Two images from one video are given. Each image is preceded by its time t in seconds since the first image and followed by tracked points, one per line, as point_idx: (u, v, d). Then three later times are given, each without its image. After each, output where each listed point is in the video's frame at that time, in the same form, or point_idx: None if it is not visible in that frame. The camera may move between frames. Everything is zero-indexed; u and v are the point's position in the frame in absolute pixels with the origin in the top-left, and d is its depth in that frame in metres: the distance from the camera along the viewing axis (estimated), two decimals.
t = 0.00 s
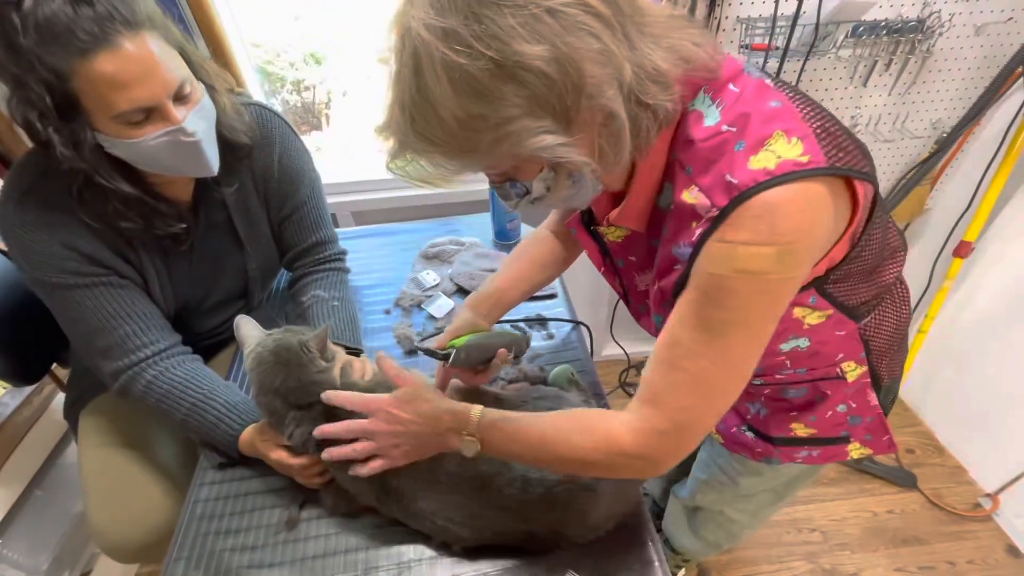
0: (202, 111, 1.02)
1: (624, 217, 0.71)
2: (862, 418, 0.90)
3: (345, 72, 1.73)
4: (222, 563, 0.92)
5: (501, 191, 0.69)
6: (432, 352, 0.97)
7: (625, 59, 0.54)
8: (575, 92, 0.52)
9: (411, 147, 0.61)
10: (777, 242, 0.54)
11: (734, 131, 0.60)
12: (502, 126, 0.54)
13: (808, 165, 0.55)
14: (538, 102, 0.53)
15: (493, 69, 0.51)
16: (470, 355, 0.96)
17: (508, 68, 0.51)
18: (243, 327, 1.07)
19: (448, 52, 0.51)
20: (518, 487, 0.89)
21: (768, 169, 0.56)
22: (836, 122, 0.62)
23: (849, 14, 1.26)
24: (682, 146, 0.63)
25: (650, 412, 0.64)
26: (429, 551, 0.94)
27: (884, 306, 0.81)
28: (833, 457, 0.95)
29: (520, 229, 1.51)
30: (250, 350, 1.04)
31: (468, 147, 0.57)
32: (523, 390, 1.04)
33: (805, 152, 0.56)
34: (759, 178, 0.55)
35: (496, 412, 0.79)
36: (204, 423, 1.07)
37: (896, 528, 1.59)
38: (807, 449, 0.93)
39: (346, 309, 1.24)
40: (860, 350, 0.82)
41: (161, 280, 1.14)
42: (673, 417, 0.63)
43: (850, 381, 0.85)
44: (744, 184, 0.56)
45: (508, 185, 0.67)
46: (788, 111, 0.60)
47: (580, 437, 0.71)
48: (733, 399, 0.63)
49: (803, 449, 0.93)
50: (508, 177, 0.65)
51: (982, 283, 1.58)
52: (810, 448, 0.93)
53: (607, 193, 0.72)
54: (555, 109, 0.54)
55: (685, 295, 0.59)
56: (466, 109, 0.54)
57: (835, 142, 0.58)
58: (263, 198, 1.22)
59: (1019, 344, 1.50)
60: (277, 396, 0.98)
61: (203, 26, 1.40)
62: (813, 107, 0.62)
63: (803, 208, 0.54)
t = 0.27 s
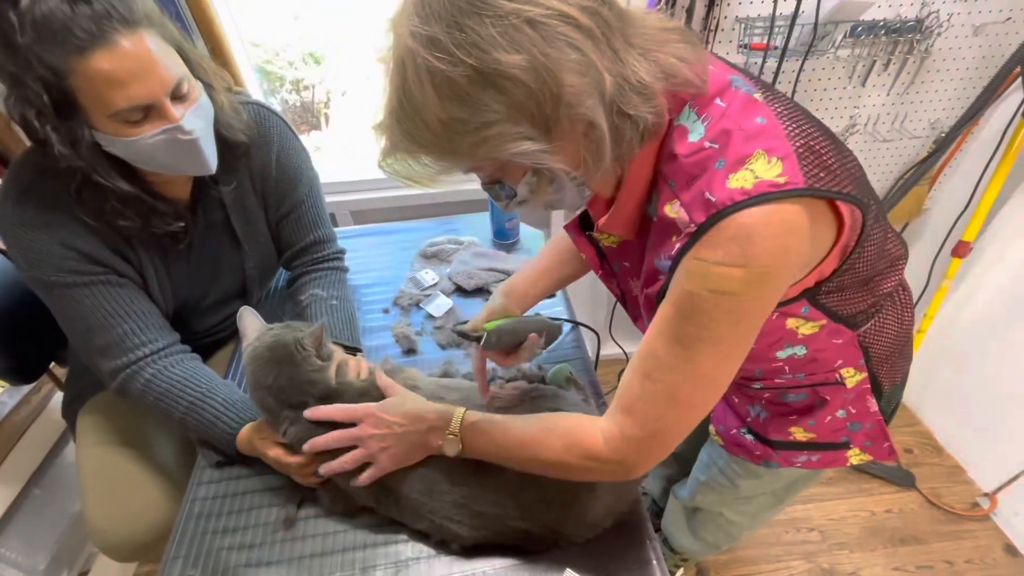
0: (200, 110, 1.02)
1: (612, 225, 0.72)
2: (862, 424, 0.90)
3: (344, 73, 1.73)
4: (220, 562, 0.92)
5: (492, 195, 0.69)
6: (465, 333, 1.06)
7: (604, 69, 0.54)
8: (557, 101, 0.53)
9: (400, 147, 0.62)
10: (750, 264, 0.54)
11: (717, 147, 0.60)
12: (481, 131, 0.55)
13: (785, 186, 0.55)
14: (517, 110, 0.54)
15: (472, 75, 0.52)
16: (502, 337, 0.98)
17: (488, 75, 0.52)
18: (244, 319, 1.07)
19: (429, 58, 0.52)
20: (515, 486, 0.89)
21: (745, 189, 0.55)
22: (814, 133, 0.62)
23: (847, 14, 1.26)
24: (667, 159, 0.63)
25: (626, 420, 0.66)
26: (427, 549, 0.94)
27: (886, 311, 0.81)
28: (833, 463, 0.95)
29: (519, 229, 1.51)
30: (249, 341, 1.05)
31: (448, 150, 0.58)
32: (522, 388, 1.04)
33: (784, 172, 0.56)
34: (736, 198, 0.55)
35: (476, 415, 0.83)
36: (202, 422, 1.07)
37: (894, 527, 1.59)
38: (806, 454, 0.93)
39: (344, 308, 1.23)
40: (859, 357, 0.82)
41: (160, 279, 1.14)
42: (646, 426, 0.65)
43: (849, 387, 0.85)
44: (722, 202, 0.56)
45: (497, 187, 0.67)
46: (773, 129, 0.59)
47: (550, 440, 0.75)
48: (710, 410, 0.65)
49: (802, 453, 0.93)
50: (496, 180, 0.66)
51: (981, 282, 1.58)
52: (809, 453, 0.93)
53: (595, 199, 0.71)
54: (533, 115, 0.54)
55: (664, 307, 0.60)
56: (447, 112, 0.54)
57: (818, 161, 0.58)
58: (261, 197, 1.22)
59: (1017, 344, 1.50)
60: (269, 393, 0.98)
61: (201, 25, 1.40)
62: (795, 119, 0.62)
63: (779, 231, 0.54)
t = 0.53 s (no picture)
0: (198, 105, 1.01)
1: (608, 224, 0.72)
2: (865, 430, 0.90)
3: (343, 71, 1.73)
4: (219, 560, 0.91)
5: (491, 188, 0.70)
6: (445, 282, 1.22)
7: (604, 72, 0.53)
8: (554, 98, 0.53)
9: (401, 137, 0.62)
10: (742, 275, 0.54)
11: (711, 149, 0.59)
12: (477, 125, 0.55)
13: (778, 188, 0.54)
14: (513, 108, 0.54)
15: (470, 71, 0.52)
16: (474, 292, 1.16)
17: (485, 71, 0.52)
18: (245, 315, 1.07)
19: (430, 52, 0.52)
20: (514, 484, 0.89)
21: (738, 191, 0.55)
22: (809, 134, 0.61)
23: (846, 11, 1.26)
24: (663, 161, 0.63)
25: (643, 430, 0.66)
26: (426, 547, 0.93)
27: (889, 318, 0.80)
28: (834, 468, 0.94)
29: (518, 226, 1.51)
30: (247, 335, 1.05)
31: (448, 142, 0.58)
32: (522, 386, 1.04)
33: (778, 175, 0.55)
34: (729, 200, 0.55)
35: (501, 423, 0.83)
36: (199, 419, 1.06)
37: (893, 525, 1.59)
38: (807, 459, 0.93)
39: (342, 306, 1.23)
40: (862, 362, 0.81)
41: (158, 277, 1.14)
42: (665, 437, 0.65)
43: (852, 392, 0.84)
44: (715, 204, 0.55)
45: (494, 182, 0.68)
46: (769, 131, 0.59)
47: (577, 450, 0.74)
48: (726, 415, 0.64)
49: (803, 458, 0.93)
50: (493, 175, 0.66)
51: (980, 280, 1.58)
52: (809, 457, 0.92)
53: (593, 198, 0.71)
54: (528, 114, 0.54)
55: (665, 318, 0.60)
56: (444, 105, 0.55)
57: (813, 164, 0.58)
58: (259, 193, 1.22)
59: (1016, 342, 1.50)
60: (264, 388, 0.98)
61: (199, 22, 1.40)
62: (791, 121, 0.61)
63: (770, 238, 0.53)
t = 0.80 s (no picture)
0: (197, 104, 1.02)
1: (610, 211, 0.73)
2: (863, 437, 0.90)
3: (341, 71, 1.73)
4: (218, 558, 0.92)
5: (488, 156, 0.70)
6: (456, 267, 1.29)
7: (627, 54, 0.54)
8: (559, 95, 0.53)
9: (410, 80, 0.60)
10: (744, 271, 0.54)
11: (716, 140, 0.60)
12: (492, 80, 0.54)
13: (781, 181, 0.55)
14: (532, 68, 0.54)
15: (499, 22, 0.51)
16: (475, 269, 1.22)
17: (512, 26, 0.51)
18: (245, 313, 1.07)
19: None
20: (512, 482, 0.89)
21: (741, 183, 0.55)
22: (818, 131, 0.61)
23: (843, 11, 1.27)
24: (669, 151, 0.64)
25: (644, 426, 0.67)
26: (424, 544, 0.94)
27: (892, 325, 0.81)
28: (830, 475, 0.95)
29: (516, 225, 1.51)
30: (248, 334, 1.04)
31: (459, 94, 0.57)
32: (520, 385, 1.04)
33: (781, 168, 0.56)
34: (731, 190, 0.55)
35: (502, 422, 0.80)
36: (198, 418, 1.07)
37: (889, 523, 1.60)
38: (804, 464, 0.94)
39: (341, 305, 1.23)
40: (863, 369, 0.82)
41: (156, 276, 1.14)
42: (669, 433, 0.65)
43: (851, 400, 0.85)
44: (716, 195, 0.56)
45: (493, 151, 0.68)
46: (775, 125, 0.59)
47: (574, 447, 0.74)
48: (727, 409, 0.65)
49: (800, 463, 0.93)
50: (494, 143, 0.66)
51: (977, 279, 1.59)
52: (806, 463, 0.93)
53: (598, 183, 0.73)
54: (547, 80, 0.55)
55: (666, 315, 0.60)
56: (462, 53, 0.53)
57: (818, 159, 0.58)
58: (257, 191, 1.22)
59: (1012, 341, 1.51)
60: (261, 386, 0.98)
61: (198, 21, 1.40)
62: (800, 118, 0.61)
63: (772, 234, 0.54)
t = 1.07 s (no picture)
0: (195, 104, 1.01)
1: (611, 220, 0.73)
2: (869, 447, 0.90)
3: (339, 70, 1.73)
4: (215, 557, 0.92)
5: (494, 170, 0.68)
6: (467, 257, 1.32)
7: (634, 74, 0.55)
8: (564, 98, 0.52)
9: (417, 106, 0.59)
10: (724, 285, 0.54)
11: (711, 159, 0.60)
12: (505, 108, 0.54)
13: (767, 204, 0.55)
14: (544, 95, 0.53)
15: (509, 50, 0.51)
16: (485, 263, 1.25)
17: (523, 53, 0.51)
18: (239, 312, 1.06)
19: (470, 23, 0.50)
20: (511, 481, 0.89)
21: (728, 203, 0.56)
22: (814, 149, 0.61)
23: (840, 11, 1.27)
24: (666, 168, 0.64)
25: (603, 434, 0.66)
26: (422, 544, 0.94)
27: (899, 337, 0.81)
28: (834, 482, 0.95)
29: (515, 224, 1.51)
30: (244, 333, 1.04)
31: (469, 120, 0.57)
32: (518, 385, 1.05)
33: (769, 190, 0.56)
34: (718, 210, 0.55)
35: (461, 409, 0.83)
36: (195, 417, 1.06)
37: (886, 522, 1.61)
38: (807, 471, 0.94)
39: (338, 304, 1.23)
40: (868, 380, 0.82)
41: (154, 274, 1.13)
42: (621, 438, 0.65)
43: (858, 409, 0.85)
44: (704, 214, 0.56)
45: (500, 166, 0.66)
46: (770, 145, 0.59)
47: (529, 442, 0.75)
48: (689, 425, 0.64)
49: (803, 470, 0.93)
50: (502, 159, 0.64)
51: (974, 278, 1.59)
52: (810, 470, 0.93)
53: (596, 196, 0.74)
54: (558, 103, 0.54)
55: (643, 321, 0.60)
56: (473, 81, 0.53)
57: (810, 180, 0.58)
58: (254, 190, 1.21)
59: (1009, 339, 1.51)
60: (259, 385, 0.99)
61: (195, 20, 1.39)
62: (796, 139, 0.61)
63: (756, 252, 0.54)
